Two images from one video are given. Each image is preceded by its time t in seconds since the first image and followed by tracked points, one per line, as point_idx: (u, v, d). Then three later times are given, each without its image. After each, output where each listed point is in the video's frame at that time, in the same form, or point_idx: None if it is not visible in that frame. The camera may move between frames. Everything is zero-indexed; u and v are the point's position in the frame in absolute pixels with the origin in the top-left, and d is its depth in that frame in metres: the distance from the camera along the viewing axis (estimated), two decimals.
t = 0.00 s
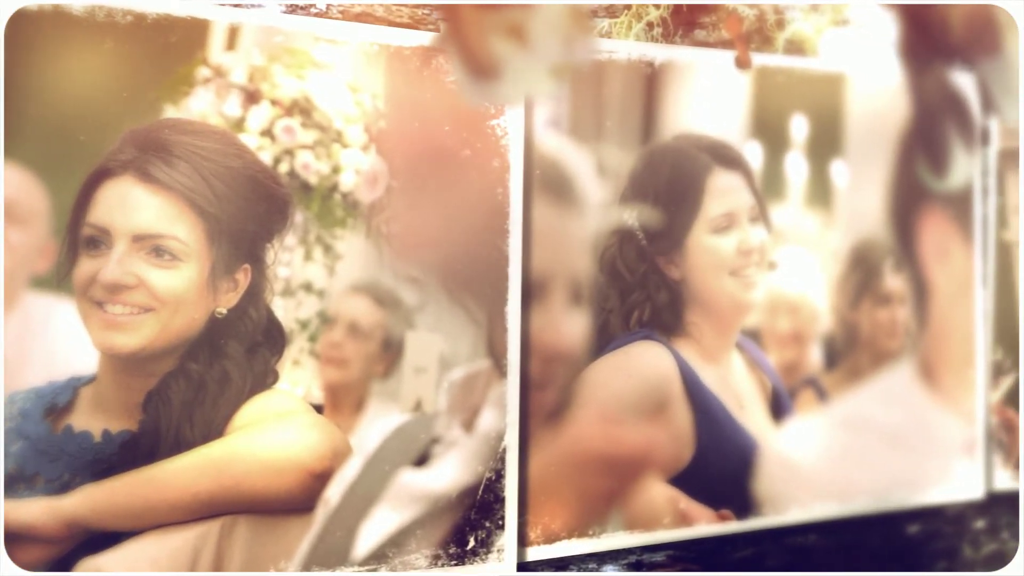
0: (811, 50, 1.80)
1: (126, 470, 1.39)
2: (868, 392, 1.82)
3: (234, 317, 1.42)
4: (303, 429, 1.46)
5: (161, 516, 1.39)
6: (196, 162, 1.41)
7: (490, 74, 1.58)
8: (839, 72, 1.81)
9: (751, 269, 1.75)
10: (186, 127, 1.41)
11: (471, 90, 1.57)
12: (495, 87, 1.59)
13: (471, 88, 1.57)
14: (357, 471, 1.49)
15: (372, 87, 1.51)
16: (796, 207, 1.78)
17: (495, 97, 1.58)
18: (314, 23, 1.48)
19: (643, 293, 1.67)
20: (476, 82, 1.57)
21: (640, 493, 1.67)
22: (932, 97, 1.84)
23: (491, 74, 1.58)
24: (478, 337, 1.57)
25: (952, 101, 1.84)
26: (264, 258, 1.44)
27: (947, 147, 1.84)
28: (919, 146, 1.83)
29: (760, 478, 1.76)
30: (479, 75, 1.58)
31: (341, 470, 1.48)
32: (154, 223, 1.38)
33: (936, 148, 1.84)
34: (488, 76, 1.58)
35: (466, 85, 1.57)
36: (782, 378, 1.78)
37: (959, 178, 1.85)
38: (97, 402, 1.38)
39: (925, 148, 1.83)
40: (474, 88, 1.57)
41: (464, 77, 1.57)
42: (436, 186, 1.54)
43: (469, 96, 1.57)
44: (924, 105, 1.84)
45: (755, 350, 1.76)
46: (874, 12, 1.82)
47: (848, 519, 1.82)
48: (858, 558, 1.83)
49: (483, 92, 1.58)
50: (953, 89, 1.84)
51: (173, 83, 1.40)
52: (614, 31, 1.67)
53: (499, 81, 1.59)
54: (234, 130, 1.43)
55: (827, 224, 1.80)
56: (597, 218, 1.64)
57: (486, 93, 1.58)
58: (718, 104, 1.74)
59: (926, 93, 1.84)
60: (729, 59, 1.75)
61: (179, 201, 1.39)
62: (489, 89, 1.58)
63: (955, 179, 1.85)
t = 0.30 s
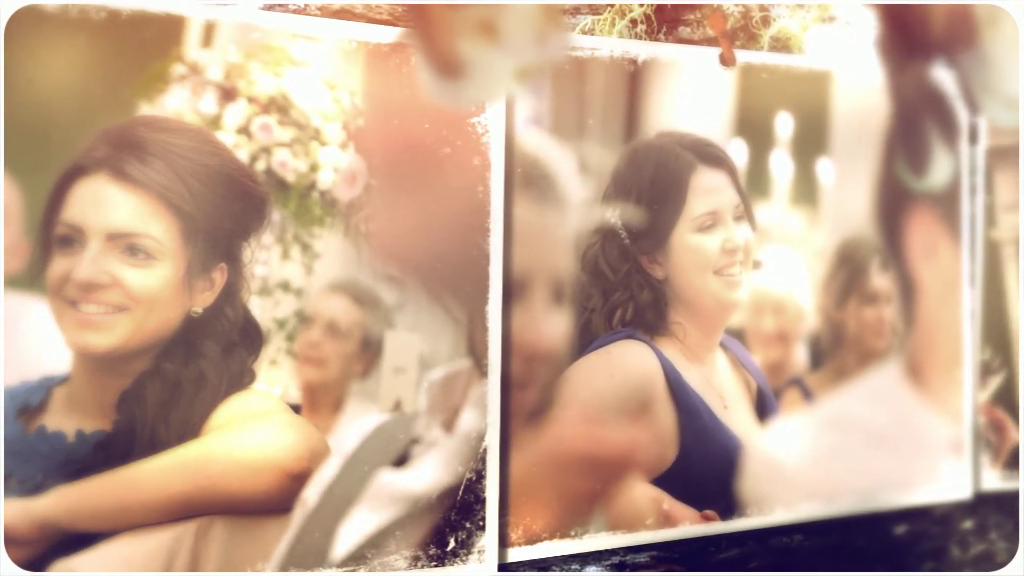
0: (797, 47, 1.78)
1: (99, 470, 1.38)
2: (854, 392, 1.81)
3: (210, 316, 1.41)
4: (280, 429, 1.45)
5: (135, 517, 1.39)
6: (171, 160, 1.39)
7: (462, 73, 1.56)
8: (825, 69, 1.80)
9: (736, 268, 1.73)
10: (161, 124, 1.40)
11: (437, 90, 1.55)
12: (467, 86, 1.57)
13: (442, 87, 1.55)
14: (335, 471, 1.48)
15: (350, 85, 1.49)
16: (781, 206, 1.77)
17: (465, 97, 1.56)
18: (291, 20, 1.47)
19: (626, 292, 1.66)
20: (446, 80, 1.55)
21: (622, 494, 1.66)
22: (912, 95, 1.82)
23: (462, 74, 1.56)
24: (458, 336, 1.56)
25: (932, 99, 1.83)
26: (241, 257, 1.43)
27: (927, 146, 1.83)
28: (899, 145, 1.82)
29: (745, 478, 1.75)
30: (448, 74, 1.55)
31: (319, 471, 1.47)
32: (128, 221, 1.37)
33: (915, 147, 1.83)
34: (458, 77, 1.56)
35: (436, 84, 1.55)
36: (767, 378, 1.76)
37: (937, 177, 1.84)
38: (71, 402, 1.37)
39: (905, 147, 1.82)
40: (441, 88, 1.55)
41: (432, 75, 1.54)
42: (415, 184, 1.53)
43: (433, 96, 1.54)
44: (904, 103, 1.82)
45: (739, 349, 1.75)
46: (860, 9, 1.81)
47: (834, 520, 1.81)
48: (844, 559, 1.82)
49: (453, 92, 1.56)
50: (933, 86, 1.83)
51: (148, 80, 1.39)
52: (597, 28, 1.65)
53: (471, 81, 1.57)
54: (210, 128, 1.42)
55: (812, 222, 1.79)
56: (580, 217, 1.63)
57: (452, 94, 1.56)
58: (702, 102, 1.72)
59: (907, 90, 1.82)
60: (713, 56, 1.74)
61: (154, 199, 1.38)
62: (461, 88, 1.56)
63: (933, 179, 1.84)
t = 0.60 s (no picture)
0: (784, 45, 1.77)
1: (74, 471, 1.37)
2: (840, 392, 1.80)
3: (186, 316, 1.40)
4: (258, 430, 1.43)
5: (111, 517, 1.38)
6: (147, 157, 1.39)
7: (431, 72, 1.54)
8: (812, 67, 1.78)
9: (721, 267, 1.72)
10: (136, 122, 1.39)
11: (402, 91, 1.52)
12: (447, 83, 1.55)
13: (421, 85, 1.54)
14: (314, 472, 1.47)
15: (329, 83, 1.48)
16: (767, 205, 1.76)
17: (438, 96, 1.55)
18: (270, 17, 1.46)
19: (609, 291, 1.64)
20: (415, 77, 1.53)
21: (606, 495, 1.65)
22: (893, 93, 1.80)
23: (439, 72, 1.55)
24: (439, 336, 1.54)
25: (913, 97, 1.81)
26: (218, 256, 1.42)
27: (907, 145, 1.81)
28: (880, 143, 1.80)
29: (730, 479, 1.74)
30: (424, 73, 1.54)
31: (297, 472, 1.46)
32: (103, 220, 1.36)
33: (896, 146, 1.81)
34: (435, 75, 1.55)
35: (416, 82, 1.53)
36: (752, 378, 1.75)
37: (918, 178, 1.82)
38: (45, 402, 1.37)
39: (885, 146, 1.80)
40: (407, 88, 1.53)
41: (398, 75, 1.52)
42: (396, 183, 1.52)
43: (408, 95, 1.53)
44: (887, 100, 1.80)
45: (724, 349, 1.73)
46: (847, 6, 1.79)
47: (820, 520, 1.80)
48: (831, 560, 1.80)
49: (434, 89, 1.54)
50: (913, 83, 1.81)
51: (123, 77, 1.39)
52: (580, 25, 1.64)
53: (452, 79, 1.56)
54: (186, 126, 1.41)
55: (798, 221, 1.78)
56: (562, 216, 1.61)
57: (417, 94, 1.53)
58: (687, 100, 1.71)
59: (890, 87, 1.80)
60: (699, 54, 1.72)
61: (129, 197, 1.37)
62: (440, 85, 1.55)
63: (913, 179, 1.82)
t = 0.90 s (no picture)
0: (771, 43, 1.76)
1: (50, 472, 1.38)
2: (828, 393, 1.78)
3: (162, 316, 1.40)
4: (236, 431, 1.43)
5: (89, 516, 1.38)
6: (122, 156, 1.39)
7: (412, 70, 1.53)
8: (799, 66, 1.77)
9: (706, 267, 1.69)
10: (111, 121, 1.39)
11: (381, 89, 1.51)
12: (428, 82, 1.54)
13: (402, 83, 1.52)
14: (292, 474, 1.46)
15: (307, 81, 1.48)
16: (753, 204, 1.74)
17: (419, 95, 1.53)
18: (248, 16, 1.46)
19: (592, 291, 1.62)
20: (392, 76, 1.52)
21: (589, 497, 1.63)
22: (880, 91, 1.79)
23: (420, 71, 1.54)
24: (420, 336, 1.53)
25: (893, 95, 1.79)
26: (195, 256, 1.42)
27: (888, 144, 1.79)
28: (865, 142, 1.79)
29: (715, 481, 1.71)
30: (405, 72, 1.53)
31: (275, 473, 1.46)
32: (78, 219, 1.36)
33: (883, 145, 1.79)
34: (415, 74, 1.53)
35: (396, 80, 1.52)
36: (738, 379, 1.73)
37: (898, 178, 1.81)
38: (20, 403, 1.37)
39: (865, 145, 1.79)
40: (382, 87, 1.51)
41: (372, 74, 1.50)
42: (376, 183, 1.51)
43: (388, 94, 1.51)
44: (874, 99, 1.79)
45: (709, 349, 1.71)
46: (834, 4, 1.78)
47: (807, 522, 1.78)
48: (818, 562, 1.79)
49: (415, 87, 1.53)
50: (894, 81, 1.79)
51: (99, 76, 1.40)
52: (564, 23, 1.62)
53: (433, 77, 1.54)
54: (162, 125, 1.41)
55: (785, 220, 1.76)
56: (545, 215, 1.60)
57: (396, 93, 1.52)
58: (672, 99, 1.69)
59: (877, 86, 1.79)
60: (684, 52, 1.71)
61: (104, 196, 1.37)
62: (420, 84, 1.53)
63: (894, 179, 1.80)
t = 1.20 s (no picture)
0: (756, 41, 1.74)
1: (23, 474, 1.37)
2: (812, 393, 1.76)
3: (136, 316, 1.40)
4: (211, 432, 1.42)
5: (63, 517, 1.38)
6: (94, 154, 1.38)
7: (390, 68, 1.52)
8: (784, 64, 1.75)
9: (689, 266, 1.67)
10: (85, 119, 1.39)
11: (359, 87, 1.50)
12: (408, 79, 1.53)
13: (381, 81, 1.51)
14: (269, 475, 1.45)
15: (284, 78, 1.47)
16: (736, 203, 1.72)
17: (398, 93, 1.52)
18: (224, 13, 1.45)
19: (574, 290, 1.60)
20: (369, 74, 1.50)
21: (570, 499, 1.61)
22: (864, 89, 1.78)
23: (400, 69, 1.53)
24: (399, 336, 1.52)
25: (871, 93, 1.78)
26: (170, 255, 1.41)
27: (865, 143, 1.78)
28: (848, 140, 1.77)
29: (698, 482, 1.69)
30: (383, 69, 1.51)
31: (252, 475, 1.44)
32: (51, 218, 1.36)
33: (867, 144, 1.78)
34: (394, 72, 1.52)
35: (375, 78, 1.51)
36: (722, 379, 1.71)
37: (876, 177, 1.79)
38: None
39: (842, 143, 1.77)
40: (359, 85, 1.50)
41: (350, 71, 1.50)
42: (354, 182, 1.50)
43: (366, 91, 1.50)
44: (857, 97, 1.78)
45: (692, 350, 1.69)
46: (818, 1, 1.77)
47: (792, 523, 1.76)
48: (804, 563, 1.77)
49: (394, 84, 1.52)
50: (871, 78, 1.78)
51: (73, 73, 1.39)
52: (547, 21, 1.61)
53: (413, 74, 1.53)
54: (136, 123, 1.40)
55: (769, 220, 1.74)
56: (526, 214, 1.58)
57: (375, 92, 1.51)
58: (655, 96, 1.67)
59: (861, 84, 1.78)
60: (667, 50, 1.69)
61: (77, 195, 1.37)
62: (399, 81, 1.52)
63: (872, 179, 1.79)
